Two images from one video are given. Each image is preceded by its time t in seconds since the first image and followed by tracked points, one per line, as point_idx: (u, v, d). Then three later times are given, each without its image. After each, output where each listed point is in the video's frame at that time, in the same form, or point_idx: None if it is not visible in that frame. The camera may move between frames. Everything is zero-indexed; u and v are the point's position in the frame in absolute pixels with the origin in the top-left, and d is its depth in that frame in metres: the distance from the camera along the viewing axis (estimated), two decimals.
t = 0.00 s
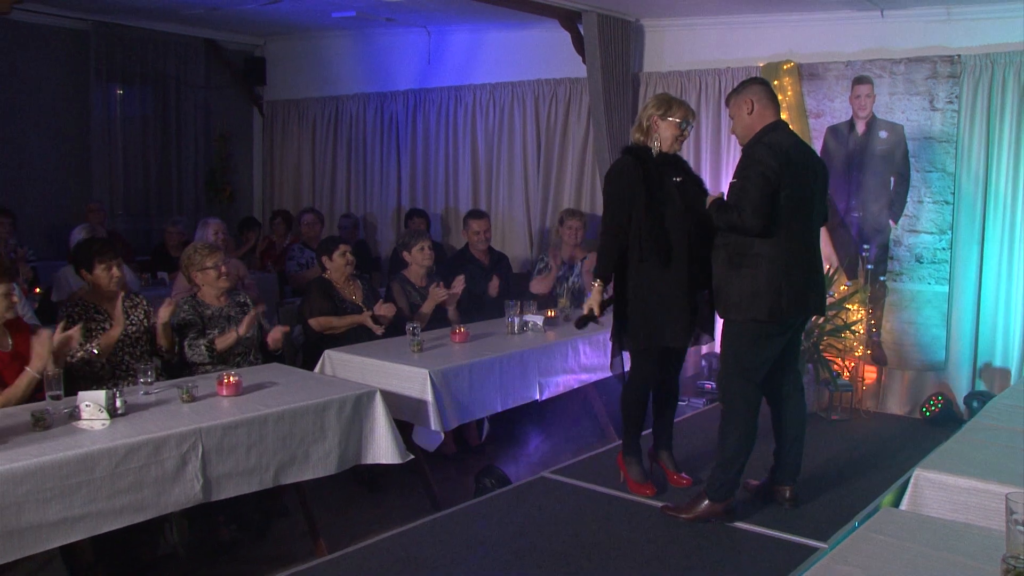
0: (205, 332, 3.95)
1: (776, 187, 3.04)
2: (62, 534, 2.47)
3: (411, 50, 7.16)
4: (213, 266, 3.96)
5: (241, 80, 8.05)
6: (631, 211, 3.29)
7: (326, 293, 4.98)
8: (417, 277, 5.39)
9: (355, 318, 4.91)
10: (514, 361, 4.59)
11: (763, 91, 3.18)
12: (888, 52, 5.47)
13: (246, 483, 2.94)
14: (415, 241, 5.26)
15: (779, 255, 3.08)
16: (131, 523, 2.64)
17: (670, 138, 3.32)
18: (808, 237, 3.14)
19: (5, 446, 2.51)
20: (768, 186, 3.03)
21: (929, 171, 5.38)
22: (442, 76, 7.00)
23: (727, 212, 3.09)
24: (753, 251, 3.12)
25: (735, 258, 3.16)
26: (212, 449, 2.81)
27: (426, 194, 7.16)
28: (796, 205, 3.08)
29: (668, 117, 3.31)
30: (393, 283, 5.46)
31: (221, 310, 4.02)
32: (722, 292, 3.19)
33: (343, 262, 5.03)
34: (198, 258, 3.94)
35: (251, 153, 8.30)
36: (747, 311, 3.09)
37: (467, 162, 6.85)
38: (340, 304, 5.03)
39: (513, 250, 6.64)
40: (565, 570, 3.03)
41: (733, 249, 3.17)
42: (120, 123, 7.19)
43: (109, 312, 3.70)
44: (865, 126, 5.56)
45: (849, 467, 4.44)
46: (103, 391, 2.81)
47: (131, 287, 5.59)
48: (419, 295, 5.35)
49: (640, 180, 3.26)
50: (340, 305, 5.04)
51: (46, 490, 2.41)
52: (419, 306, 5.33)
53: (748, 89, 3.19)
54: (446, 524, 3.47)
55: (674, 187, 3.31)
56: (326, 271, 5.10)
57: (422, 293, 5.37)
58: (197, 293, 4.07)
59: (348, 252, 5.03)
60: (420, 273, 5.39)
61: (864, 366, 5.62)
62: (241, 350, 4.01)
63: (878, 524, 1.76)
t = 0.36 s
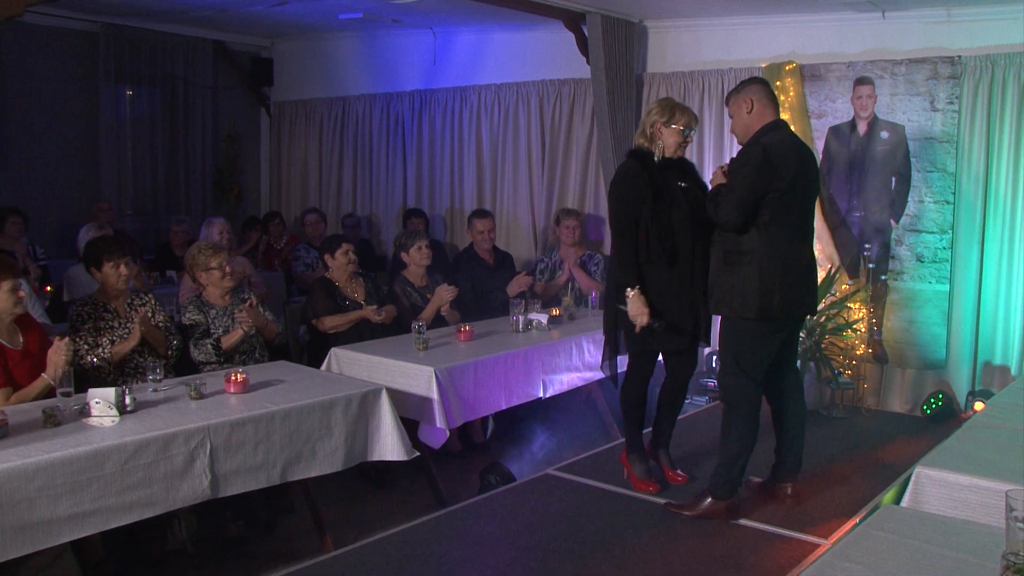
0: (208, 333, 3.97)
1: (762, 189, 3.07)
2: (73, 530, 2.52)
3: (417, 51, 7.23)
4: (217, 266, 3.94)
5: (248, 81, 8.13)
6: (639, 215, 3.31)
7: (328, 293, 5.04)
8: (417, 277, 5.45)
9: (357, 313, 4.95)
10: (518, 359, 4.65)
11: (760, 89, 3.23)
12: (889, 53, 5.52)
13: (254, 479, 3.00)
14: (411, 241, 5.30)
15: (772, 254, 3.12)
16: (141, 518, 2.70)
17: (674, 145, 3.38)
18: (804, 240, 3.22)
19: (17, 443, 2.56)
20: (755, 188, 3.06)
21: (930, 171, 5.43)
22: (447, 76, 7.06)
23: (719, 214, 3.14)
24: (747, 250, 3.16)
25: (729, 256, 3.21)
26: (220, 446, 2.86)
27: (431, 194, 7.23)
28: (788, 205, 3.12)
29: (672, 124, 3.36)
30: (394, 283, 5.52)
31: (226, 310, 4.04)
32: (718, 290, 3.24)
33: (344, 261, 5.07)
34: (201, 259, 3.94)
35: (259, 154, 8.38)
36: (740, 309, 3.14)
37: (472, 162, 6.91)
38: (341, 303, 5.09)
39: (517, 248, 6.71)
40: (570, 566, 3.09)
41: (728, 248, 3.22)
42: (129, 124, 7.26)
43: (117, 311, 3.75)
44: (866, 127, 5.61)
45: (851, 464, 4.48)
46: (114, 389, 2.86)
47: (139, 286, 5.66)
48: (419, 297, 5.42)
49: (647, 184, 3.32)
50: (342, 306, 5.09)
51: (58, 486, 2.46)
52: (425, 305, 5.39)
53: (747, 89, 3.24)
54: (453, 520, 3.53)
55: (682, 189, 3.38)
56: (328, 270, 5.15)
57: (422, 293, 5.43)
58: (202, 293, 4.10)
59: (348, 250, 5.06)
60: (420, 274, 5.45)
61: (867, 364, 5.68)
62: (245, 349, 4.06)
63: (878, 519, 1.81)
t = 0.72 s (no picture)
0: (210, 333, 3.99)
1: (756, 190, 3.10)
2: (76, 529, 2.54)
3: (419, 51, 7.25)
4: (219, 267, 3.96)
5: (251, 81, 8.15)
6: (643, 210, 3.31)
7: (331, 293, 5.06)
8: (423, 277, 5.46)
9: (359, 319, 5.00)
10: (520, 358, 4.67)
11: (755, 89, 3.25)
12: (890, 53, 5.54)
13: (257, 479, 3.01)
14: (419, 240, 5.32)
15: (765, 254, 3.14)
16: (144, 517, 2.71)
17: (673, 148, 3.40)
18: (799, 240, 3.24)
19: (21, 442, 2.58)
20: (752, 188, 3.09)
21: (931, 172, 5.45)
22: (449, 77, 7.08)
23: (713, 213, 3.17)
24: (740, 249, 3.18)
25: (723, 254, 3.23)
26: (223, 445, 2.88)
27: (433, 194, 7.25)
28: (786, 206, 3.15)
29: (668, 129, 3.36)
30: (396, 283, 5.54)
31: (228, 311, 4.05)
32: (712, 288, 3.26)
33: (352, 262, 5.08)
34: (203, 259, 3.95)
35: (262, 153, 8.41)
36: (733, 308, 3.16)
37: (473, 163, 6.93)
38: (345, 304, 5.10)
39: (519, 248, 6.73)
40: (571, 565, 3.10)
41: (723, 247, 3.24)
42: (132, 124, 7.28)
43: (123, 311, 3.75)
44: (867, 127, 5.62)
45: (851, 463, 4.50)
46: (116, 388, 2.88)
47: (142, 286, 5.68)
48: (424, 296, 5.43)
49: (650, 183, 3.33)
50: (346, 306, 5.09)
51: (62, 485, 2.48)
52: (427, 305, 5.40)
53: (742, 90, 3.26)
54: (454, 520, 3.54)
55: (684, 188, 3.41)
56: (332, 269, 5.17)
57: (426, 292, 5.45)
58: (203, 294, 4.11)
59: (354, 253, 5.07)
60: (426, 273, 5.46)
61: (867, 364, 5.70)
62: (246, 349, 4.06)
63: (878, 519, 1.82)
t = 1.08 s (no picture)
0: (212, 333, 3.99)
1: (753, 190, 3.10)
2: (75, 529, 2.54)
3: (419, 52, 7.26)
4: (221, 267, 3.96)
5: (251, 82, 8.15)
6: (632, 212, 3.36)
7: (338, 291, 5.06)
8: (429, 276, 5.45)
9: (368, 313, 4.99)
10: (520, 358, 4.66)
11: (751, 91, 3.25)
12: (890, 53, 5.54)
13: (257, 479, 3.01)
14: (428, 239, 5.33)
15: (764, 255, 3.14)
16: (144, 517, 2.71)
17: (670, 144, 3.39)
18: (797, 241, 3.24)
19: (21, 443, 2.58)
20: (750, 188, 3.09)
21: (931, 172, 5.45)
22: (449, 77, 7.08)
23: (708, 212, 3.16)
24: (736, 249, 3.18)
25: (719, 255, 3.22)
26: (223, 446, 2.88)
27: (434, 194, 7.25)
28: (782, 206, 3.14)
29: (665, 124, 3.36)
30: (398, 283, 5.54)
31: (230, 312, 4.04)
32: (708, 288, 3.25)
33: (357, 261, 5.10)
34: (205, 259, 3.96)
35: (262, 153, 8.41)
36: (729, 309, 3.16)
37: (473, 163, 6.94)
38: (352, 302, 5.11)
39: (519, 248, 6.73)
40: (571, 565, 3.10)
41: (719, 247, 3.23)
42: (132, 124, 7.28)
43: (126, 311, 3.76)
44: (867, 127, 5.62)
45: (851, 463, 4.50)
46: (116, 389, 2.87)
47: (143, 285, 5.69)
48: (431, 294, 5.42)
49: (646, 184, 3.34)
50: (353, 303, 5.11)
51: (62, 486, 2.48)
52: (428, 304, 5.40)
53: (738, 92, 3.26)
54: (453, 520, 3.54)
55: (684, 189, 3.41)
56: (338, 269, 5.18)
57: (433, 292, 5.43)
58: (206, 294, 4.11)
59: (360, 252, 5.09)
60: (432, 272, 5.46)
61: (867, 364, 5.69)
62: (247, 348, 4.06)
63: (876, 520, 1.82)
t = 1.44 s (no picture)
0: (210, 333, 3.99)
1: (752, 190, 3.10)
2: (76, 530, 2.53)
3: (418, 53, 7.26)
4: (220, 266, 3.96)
5: (251, 82, 8.15)
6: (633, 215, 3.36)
7: (341, 291, 5.05)
8: (431, 275, 5.46)
9: (371, 313, 5.00)
10: (520, 358, 4.67)
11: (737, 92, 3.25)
12: (889, 54, 5.54)
13: (257, 479, 3.01)
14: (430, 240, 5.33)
15: (763, 254, 3.14)
16: (144, 518, 2.71)
17: (669, 141, 3.37)
18: (795, 240, 3.24)
19: (22, 443, 2.58)
20: (749, 189, 3.10)
21: (931, 172, 5.46)
22: (449, 78, 7.09)
23: (700, 212, 3.16)
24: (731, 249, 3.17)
25: (711, 254, 3.22)
26: (223, 446, 2.88)
27: (434, 195, 7.25)
28: (779, 206, 3.14)
29: (661, 122, 3.34)
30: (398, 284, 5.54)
31: (230, 312, 4.05)
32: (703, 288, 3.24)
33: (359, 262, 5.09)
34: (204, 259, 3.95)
35: (262, 154, 8.41)
36: (725, 309, 3.16)
37: (473, 164, 6.94)
38: (355, 301, 5.11)
39: (519, 249, 6.73)
40: (571, 566, 3.10)
41: (711, 247, 3.23)
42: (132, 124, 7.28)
43: (125, 312, 3.75)
44: (867, 128, 5.63)
45: (850, 464, 4.50)
46: (117, 389, 2.87)
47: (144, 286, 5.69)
48: (432, 295, 5.42)
49: (641, 187, 3.35)
50: (357, 303, 5.09)
51: (63, 486, 2.48)
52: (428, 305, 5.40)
53: (727, 93, 3.26)
54: (452, 521, 3.54)
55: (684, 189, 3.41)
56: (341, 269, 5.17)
57: (434, 292, 5.43)
58: (205, 294, 4.10)
59: (362, 253, 5.07)
60: (433, 272, 5.46)
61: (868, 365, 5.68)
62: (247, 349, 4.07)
63: (875, 519, 1.82)
